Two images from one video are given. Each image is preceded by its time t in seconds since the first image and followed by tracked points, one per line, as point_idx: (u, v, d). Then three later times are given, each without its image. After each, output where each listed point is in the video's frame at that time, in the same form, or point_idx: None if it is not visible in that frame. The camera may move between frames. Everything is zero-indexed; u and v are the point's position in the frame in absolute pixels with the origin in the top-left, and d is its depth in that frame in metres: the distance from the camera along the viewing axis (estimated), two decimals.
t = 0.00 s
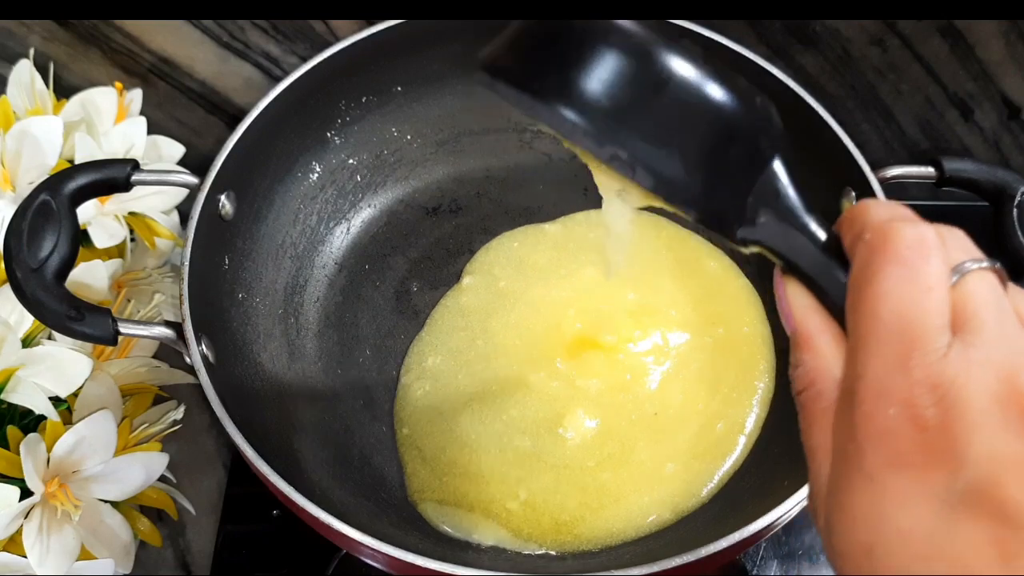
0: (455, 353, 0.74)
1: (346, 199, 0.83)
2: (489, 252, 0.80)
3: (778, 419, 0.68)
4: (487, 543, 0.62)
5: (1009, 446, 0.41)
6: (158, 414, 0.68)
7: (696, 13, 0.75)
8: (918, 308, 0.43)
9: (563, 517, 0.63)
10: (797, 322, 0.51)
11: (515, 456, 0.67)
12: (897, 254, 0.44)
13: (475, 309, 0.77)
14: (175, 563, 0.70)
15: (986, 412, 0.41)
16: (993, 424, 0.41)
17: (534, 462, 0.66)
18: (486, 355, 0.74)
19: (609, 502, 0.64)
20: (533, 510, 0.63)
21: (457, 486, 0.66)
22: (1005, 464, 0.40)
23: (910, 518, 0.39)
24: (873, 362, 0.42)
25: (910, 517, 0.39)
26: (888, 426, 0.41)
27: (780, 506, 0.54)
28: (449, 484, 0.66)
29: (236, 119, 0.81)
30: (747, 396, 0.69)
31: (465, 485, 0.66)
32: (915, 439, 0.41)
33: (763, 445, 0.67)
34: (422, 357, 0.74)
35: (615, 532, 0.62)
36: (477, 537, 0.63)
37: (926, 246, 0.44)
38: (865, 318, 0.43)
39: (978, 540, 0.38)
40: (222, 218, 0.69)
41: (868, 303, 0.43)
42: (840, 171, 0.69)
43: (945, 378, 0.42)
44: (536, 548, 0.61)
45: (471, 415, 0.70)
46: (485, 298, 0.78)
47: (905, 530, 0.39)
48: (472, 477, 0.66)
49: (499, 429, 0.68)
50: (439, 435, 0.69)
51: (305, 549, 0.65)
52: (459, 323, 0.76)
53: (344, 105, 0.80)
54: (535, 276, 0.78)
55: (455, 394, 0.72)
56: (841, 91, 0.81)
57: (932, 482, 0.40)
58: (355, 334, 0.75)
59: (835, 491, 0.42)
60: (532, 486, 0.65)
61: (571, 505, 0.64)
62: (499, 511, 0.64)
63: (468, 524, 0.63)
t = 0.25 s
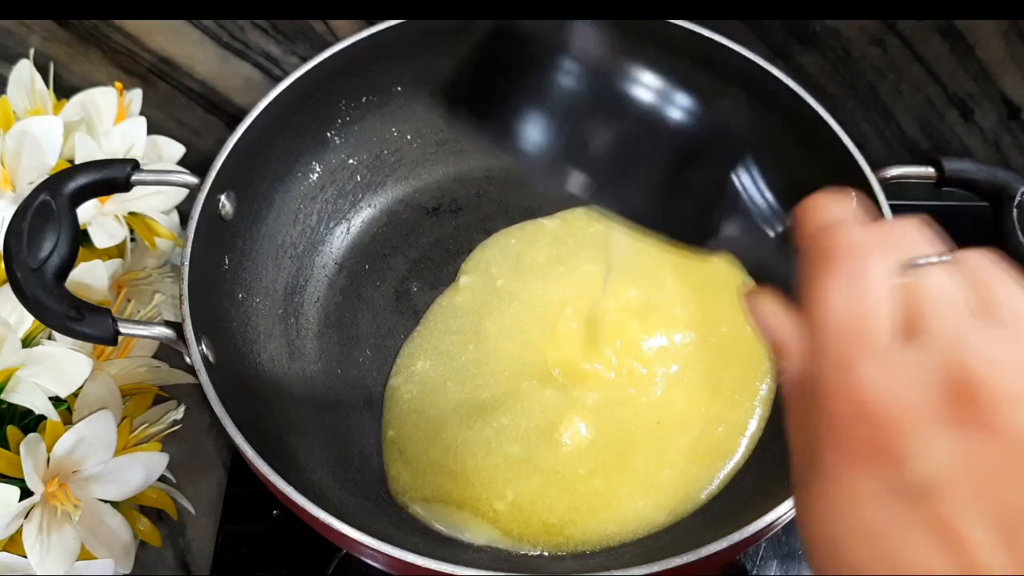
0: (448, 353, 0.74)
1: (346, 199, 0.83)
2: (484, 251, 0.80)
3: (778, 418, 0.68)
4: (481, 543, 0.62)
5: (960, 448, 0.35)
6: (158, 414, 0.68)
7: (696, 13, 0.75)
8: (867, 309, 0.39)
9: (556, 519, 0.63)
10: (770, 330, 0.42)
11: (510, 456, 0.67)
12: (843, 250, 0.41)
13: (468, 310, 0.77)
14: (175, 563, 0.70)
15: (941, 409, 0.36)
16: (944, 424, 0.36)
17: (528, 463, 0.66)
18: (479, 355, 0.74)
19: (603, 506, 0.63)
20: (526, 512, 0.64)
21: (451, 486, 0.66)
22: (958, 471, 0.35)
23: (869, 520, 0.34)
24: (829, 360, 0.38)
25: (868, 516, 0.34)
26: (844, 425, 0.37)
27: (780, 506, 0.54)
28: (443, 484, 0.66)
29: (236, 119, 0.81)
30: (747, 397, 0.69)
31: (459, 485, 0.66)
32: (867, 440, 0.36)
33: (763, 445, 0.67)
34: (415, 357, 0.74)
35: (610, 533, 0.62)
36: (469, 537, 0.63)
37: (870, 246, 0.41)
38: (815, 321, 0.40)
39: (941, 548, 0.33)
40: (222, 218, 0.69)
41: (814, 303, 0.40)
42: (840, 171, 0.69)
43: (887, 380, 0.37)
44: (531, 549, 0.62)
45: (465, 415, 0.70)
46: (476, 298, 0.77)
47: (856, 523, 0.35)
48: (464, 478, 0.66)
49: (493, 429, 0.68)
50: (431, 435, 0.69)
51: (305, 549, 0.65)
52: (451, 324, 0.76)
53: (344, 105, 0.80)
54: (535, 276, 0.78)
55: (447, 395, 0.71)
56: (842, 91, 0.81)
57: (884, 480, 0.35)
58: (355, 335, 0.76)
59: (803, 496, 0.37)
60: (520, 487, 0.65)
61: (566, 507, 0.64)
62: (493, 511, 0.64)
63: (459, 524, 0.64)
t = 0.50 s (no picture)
0: (444, 354, 0.74)
1: (346, 199, 0.83)
2: (481, 250, 0.80)
3: (778, 418, 0.68)
4: (474, 542, 0.62)
5: (989, 434, 0.37)
6: (158, 414, 0.68)
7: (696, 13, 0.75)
8: (896, 312, 0.40)
9: (550, 519, 0.63)
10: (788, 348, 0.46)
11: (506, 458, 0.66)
12: (869, 260, 0.41)
13: (464, 312, 0.77)
14: (175, 563, 0.70)
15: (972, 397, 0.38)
16: (975, 410, 0.38)
17: (522, 464, 0.66)
18: (476, 356, 0.73)
19: (598, 508, 0.63)
20: (519, 512, 0.63)
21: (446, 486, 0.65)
22: (987, 455, 0.37)
23: (907, 504, 0.36)
24: (858, 356, 0.39)
25: (902, 501, 0.36)
26: (881, 413, 0.38)
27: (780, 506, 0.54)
28: (437, 484, 0.66)
29: (236, 119, 0.81)
30: (747, 399, 0.69)
31: (453, 485, 0.65)
32: (908, 425, 0.37)
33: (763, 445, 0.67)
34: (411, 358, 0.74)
35: (604, 535, 0.61)
36: (462, 536, 0.62)
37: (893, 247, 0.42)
38: (847, 323, 0.40)
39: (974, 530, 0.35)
40: (222, 218, 0.69)
41: (845, 306, 0.41)
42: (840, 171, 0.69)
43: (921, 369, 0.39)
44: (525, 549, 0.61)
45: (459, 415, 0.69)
46: (471, 299, 0.77)
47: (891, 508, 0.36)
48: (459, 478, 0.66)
49: (488, 430, 0.68)
50: (424, 436, 0.69)
51: (305, 549, 0.65)
52: (447, 325, 0.76)
53: (344, 105, 0.79)
54: (533, 275, 0.78)
55: (442, 395, 0.71)
56: (841, 91, 0.81)
57: (920, 466, 0.36)
58: (355, 335, 0.76)
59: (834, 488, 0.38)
60: (511, 487, 0.65)
61: (560, 508, 0.63)
62: (488, 511, 0.64)
63: (452, 523, 0.63)
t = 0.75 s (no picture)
0: (440, 354, 0.74)
1: (346, 199, 0.83)
2: (479, 248, 0.80)
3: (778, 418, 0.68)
4: (467, 541, 0.62)
5: (947, 438, 0.37)
6: (158, 414, 0.68)
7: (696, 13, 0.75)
8: (854, 326, 0.39)
9: (541, 519, 0.63)
10: (756, 376, 0.44)
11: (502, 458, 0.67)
12: (830, 291, 0.40)
13: (462, 313, 0.77)
14: (175, 563, 0.70)
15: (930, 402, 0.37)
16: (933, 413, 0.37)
17: (516, 464, 0.66)
18: (473, 356, 0.74)
19: (590, 508, 0.63)
20: (509, 512, 0.64)
21: (442, 485, 0.66)
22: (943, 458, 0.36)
23: (865, 502, 0.35)
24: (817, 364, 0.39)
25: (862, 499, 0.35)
26: (840, 419, 0.37)
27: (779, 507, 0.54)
28: (432, 483, 0.66)
29: (236, 119, 0.81)
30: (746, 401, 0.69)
31: (449, 485, 0.66)
32: (864, 429, 0.36)
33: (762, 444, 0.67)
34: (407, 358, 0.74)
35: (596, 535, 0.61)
36: (456, 533, 0.63)
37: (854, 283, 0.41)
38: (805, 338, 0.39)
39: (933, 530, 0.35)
40: (222, 218, 0.69)
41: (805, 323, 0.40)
42: (840, 171, 0.69)
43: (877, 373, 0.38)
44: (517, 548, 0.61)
45: (456, 415, 0.70)
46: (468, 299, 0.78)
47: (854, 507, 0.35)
48: (455, 478, 0.66)
49: (485, 431, 0.69)
50: (419, 437, 0.69)
51: (305, 549, 0.65)
52: (444, 326, 0.76)
53: (344, 105, 0.79)
54: (533, 275, 0.78)
55: (437, 395, 0.72)
56: (841, 91, 0.81)
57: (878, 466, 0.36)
58: (356, 335, 0.76)
59: (802, 494, 0.38)
60: (502, 485, 0.65)
61: (553, 508, 0.63)
62: (481, 509, 0.64)
63: (445, 522, 0.63)
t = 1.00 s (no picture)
0: (433, 352, 0.73)
1: (346, 199, 0.83)
2: (476, 247, 0.80)
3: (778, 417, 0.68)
4: (460, 539, 0.62)
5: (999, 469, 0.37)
6: (158, 414, 0.68)
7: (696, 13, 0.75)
8: (907, 343, 0.40)
9: (531, 518, 0.62)
10: (775, 370, 0.45)
11: (495, 457, 0.66)
12: (876, 298, 0.41)
13: (457, 310, 0.76)
14: (175, 563, 0.70)
15: (981, 432, 0.38)
16: (984, 441, 0.38)
17: (508, 461, 0.65)
18: (467, 353, 0.72)
19: (581, 509, 0.62)
20: (504, 510, 0.63)
21: (433, 482, 0.65)
22: (999, 490, 0.37)
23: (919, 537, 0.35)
24: (869, 380, 0.39)
25: (913, 533, 0.35)
26: (894, 441, 0.37)
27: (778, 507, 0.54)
28: (423, 481, 0.65)
29: (236, 119, 0.81)
30: (744, 404, 0.68)
31: (440, 482, 0.65)
32: (919, 443, 0.37)
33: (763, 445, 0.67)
34: (400, 356, 0.74)
35: (587, 536, 0.61)
36: (450, 532, 0.63)
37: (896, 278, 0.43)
38: (856, 351, 0.40)
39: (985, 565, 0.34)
40: (222, 218, 0.69)
41: (853, 334, 0.41)
42: (840, 171, 0.69)
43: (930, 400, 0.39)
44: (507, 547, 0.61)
45: (448, 411, 0.69)
46: (462, 297, 0.77)
47: (904, 541, 0.35)
48: (446, 475, 0.65)
49: (477, 428, 0.67)
50: (409, 434, 0.68)
51: (305, 549, 0.65)
52: (438, 323, 0.75)
53: (345, 105, 0.79)
54: (529, 272, 0.77)
55: (429, 393, 0.70)
56: (842, 91, 0.81)
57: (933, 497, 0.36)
58: (355, 335, 0.76)
59: (834, 516, 0.37)
60: (491, 482, 0.65)
61: (545, 508, 0.63)
62: (471, 507, 0.64)
63: (436, 519, 0.63)
